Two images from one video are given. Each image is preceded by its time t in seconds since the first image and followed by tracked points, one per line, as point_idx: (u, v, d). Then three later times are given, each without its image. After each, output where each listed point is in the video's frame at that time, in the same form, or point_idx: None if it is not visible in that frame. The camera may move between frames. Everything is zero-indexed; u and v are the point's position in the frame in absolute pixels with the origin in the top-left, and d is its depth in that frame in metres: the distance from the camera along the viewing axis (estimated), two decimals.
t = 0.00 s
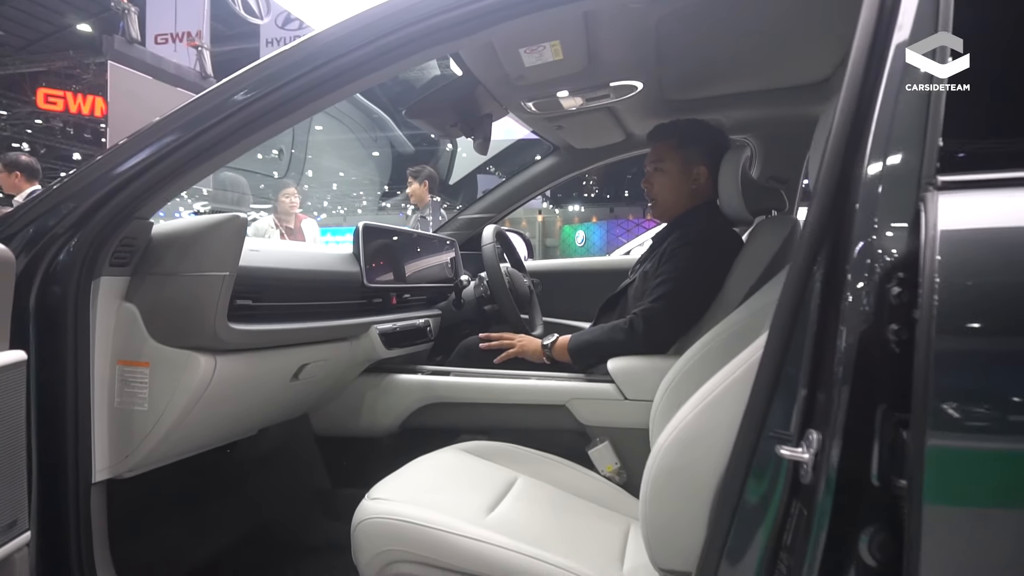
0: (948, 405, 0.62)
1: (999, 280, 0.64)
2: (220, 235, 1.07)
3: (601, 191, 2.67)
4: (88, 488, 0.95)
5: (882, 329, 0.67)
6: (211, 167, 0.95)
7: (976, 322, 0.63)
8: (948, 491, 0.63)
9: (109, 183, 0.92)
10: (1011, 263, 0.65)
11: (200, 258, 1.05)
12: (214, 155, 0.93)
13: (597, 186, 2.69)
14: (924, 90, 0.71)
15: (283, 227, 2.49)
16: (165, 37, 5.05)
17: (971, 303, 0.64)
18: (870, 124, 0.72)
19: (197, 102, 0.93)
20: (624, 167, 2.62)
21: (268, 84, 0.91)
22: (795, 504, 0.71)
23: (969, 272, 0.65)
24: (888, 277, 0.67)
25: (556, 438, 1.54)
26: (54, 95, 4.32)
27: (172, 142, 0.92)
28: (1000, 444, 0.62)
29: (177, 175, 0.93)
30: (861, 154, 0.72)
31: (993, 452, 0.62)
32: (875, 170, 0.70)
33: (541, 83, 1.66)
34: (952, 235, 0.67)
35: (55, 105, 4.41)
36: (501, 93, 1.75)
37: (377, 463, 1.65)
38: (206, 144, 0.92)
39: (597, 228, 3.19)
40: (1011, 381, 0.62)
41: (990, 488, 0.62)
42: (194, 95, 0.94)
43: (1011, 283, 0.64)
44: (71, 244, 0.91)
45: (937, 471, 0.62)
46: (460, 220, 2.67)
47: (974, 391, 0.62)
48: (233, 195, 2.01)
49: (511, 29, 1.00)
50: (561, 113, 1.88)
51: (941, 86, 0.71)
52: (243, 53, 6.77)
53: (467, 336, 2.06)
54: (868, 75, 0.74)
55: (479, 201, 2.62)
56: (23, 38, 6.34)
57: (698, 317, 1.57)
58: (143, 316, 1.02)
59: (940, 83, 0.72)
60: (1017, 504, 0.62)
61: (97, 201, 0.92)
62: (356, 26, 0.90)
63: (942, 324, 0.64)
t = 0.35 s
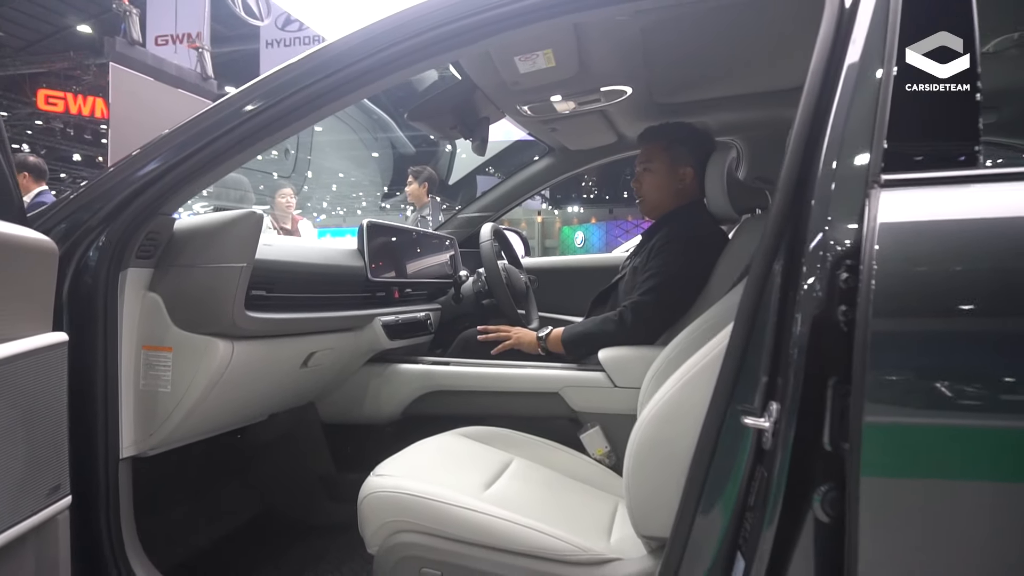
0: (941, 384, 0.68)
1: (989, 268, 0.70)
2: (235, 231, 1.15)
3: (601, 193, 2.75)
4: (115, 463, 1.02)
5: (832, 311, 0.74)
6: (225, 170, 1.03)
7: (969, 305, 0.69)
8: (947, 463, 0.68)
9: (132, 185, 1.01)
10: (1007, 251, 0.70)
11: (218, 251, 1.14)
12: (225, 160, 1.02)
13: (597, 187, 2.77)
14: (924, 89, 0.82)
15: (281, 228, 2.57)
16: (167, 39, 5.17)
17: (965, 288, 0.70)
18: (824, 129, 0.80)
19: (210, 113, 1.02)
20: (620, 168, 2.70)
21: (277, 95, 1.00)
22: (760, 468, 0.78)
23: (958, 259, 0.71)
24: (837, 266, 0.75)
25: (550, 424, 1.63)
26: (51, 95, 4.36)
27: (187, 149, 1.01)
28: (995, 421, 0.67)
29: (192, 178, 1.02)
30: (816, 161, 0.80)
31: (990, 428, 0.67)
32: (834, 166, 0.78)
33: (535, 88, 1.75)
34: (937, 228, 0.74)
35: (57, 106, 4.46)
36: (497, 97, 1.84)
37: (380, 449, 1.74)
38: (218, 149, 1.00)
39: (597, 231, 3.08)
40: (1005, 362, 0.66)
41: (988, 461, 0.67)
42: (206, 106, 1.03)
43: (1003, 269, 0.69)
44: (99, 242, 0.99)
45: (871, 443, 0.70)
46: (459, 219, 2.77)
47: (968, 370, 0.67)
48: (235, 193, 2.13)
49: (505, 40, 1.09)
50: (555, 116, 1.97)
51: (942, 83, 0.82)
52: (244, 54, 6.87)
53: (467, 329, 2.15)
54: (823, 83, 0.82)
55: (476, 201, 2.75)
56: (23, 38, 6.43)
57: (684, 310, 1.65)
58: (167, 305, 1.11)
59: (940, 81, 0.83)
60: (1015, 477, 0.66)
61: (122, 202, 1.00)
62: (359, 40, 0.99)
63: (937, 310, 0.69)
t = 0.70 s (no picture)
0: (935, 366, 0.67)
1: (982, 257, 0.69)
2: (247, 228, 1.24)
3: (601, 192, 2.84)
4: (138, 443, 1.10)
5: (791, 297, 0.81)
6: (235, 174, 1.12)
7: (963, 291, 0.68)
8: (944, 445, 0.66)
9: (150, 187, 1.09)
10: (1001, 242, 0.70)
11: (233, 246, 1.23)
12: (236, 164, 1.10)
13: (596, 186, 2.86)
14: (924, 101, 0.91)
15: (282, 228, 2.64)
16: (167, 39, 5.24)
17: (959, 276, 0.69)
18: (788, 130, 0.88)
19: (219, 122, 1.11)
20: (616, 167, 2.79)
21: (284, 103, 1.09)
22: (728, 441, 0.86)
23: (950, 248, 0.71)
24: (798, 254, 0.82)
25: (544, 412, 1.71)
26: (46, 86, 4.24)
27: (200, 155, 1.09)
28: (994, 404, 0.65)
29: (205, 182, 1.11)
30: (779, 163, 0.87)
31: (990, 411, 0.65)
32: (795, 165, 0.85)
33: (529, 92, 1.84)
34: (913, 218, 0.76)
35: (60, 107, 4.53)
36: (493, 101, 1.92)
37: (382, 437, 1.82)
38: (230, 154, 1.09)
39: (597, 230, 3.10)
40: (1001, 345, 0.65)
41: (992, 443, 0.64)
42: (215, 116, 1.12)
43: (994, 258, 0.69)
44: (121, 240, 1.08)
45: (846, 418, 0.69)
46: (459, 217, 2.90)
47: (963, 353, 0.66)
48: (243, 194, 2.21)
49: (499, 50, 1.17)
50: (549, 118, 2.05)
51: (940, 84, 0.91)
52: (243, 54, 6.95)
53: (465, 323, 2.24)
54: (787, 88, 0.90)
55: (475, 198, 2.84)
56: (26, 39, 6.52)
57: (671, 303, 1.74)
58: (185, 296, 1.20)
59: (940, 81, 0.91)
60: (1021, 459, 0.64)
61: (143, 202, 1.09)
62: (359, 52, 1.08)
63: (929, 296, 0.69)
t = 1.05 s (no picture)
0: (932, 356, 0.70)
1: (979, 250, 0.72)
2: (258, 227, 1.32)
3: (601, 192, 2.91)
4: (157, 429, 1.17)
5: (766, 289, 0.88)
6: (244, 177, 1.19)
7: (961, 284, 0.71)
8: (942, 430, 0.69)
9: (165, 192, 1.16)
10: (999, 238, 0.72)
11: (245, 243, 1.30)
12: (245, 168, 1.18)
13: (596, 187, 2.93)
14: (922, 86, 1.38)
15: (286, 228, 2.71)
16: (168, 39, 5.29)
17: (957, 269, 0.71)
18: (765, 134, 0.95)
19: (228, 129, 1.18)
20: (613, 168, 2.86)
21: (290, 112, 1.16)
22: (708, 424, 0.92)
23: (947, 243, 0.73)
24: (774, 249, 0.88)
25: (541, 403, 1.79)
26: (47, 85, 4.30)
27: (211, 161, 1.16)
28: (991, 393, 0.68)
29: (217, 186, 1.18)
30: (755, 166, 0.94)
31: (987, 400, 0.68)
32: (772, 165, 0.92)
33: (526, 97, 1.91)
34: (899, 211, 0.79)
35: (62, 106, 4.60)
36: (492, 105, 1.99)
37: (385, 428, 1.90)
38: (241, 159, 1.16)
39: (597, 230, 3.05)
40: (998, 336, 0.68)
41: (989, 429, 0.68)
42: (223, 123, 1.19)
43: (990, 252, 0.71)
44: (143, 237, 1.15)
45: (839, 408, 0.73)
46: (459, 216, 2.96)
47: (959, 344, 0.69)
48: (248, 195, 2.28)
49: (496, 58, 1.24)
50: (546, 121, 2.13)
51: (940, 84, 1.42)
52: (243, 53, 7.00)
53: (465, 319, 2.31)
54: (765, 96, 0.97)
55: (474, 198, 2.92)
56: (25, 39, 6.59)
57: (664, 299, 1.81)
58: (202, 291, 1.27)
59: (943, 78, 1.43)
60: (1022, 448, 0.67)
61: (160, 205, 1.16)
62: (361, 64, 1.15)
63: (926, 289, 0.72)
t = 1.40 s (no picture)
0: (929, 352, 0.71)
1: (975, 247, 0.73)
2: (260, 227, 1.36)
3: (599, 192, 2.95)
4: (162, 423, 1.21)
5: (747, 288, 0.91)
6: (245, 180, 1.23)
7: (959, 280, 0.72)
8: (940, 424, 0.71)
9: (170, 194, 1.20)
10: (990, 236, 0.73)
11: (248, 243, 1.35)
12: (246, 172, 1.22)
13: (595, 186, 2.97)
14: (921, 86, 1.11)
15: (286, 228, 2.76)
16: (168, 38, 5.34)
17: (952, 267, 0.73)
18: (749, 137, 0.98)
19: (229, 135, 1.22)
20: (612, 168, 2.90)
21: (289, 118, 1.20)
22: (693, 415, 0.95)
23: (942, 241, 0.75)
24: (757, 247, 0.91)
25: (538, 399, 1.83)
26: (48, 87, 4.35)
27: (213, 165, 1.20)
28: (991, 389, 0.69)
29: (219, 189, 1.22)
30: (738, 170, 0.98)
31: (984, 395, 0.69)
32: (755, 165, 0.95)
33: (522, 99, 1.95)
34: (884, 212, 0.81)
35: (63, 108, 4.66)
36: (490, 108, 2.03)
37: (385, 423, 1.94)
38: (242, 163, 1.20)
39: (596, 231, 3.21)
40: (996, 333, 0.69)
41: (987, 423, 0.69)
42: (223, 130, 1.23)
43: (982, 250, 0.72)
44: (149, 237, 1.19)
45: (832, 405, 0.74)
46: (457, 217, 2.97)
47: (956, 340, 0.70)
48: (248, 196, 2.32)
49: (493, 63, 1.28)
50: (541, 123, 2.17)
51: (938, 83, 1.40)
52: (243, 53, 7.06)
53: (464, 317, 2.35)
54: (750, 101, 1.01)
55: (474, 198, 2.93)
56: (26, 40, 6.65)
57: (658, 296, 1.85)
58: (205, 288, 1.32)
59: (941, 79, 1.11)
60: (1017, 443, 0.68)
61: (165, 206, 1.20)
62: (357, 71, 1.19)
63: (926, 286, 0.73)
